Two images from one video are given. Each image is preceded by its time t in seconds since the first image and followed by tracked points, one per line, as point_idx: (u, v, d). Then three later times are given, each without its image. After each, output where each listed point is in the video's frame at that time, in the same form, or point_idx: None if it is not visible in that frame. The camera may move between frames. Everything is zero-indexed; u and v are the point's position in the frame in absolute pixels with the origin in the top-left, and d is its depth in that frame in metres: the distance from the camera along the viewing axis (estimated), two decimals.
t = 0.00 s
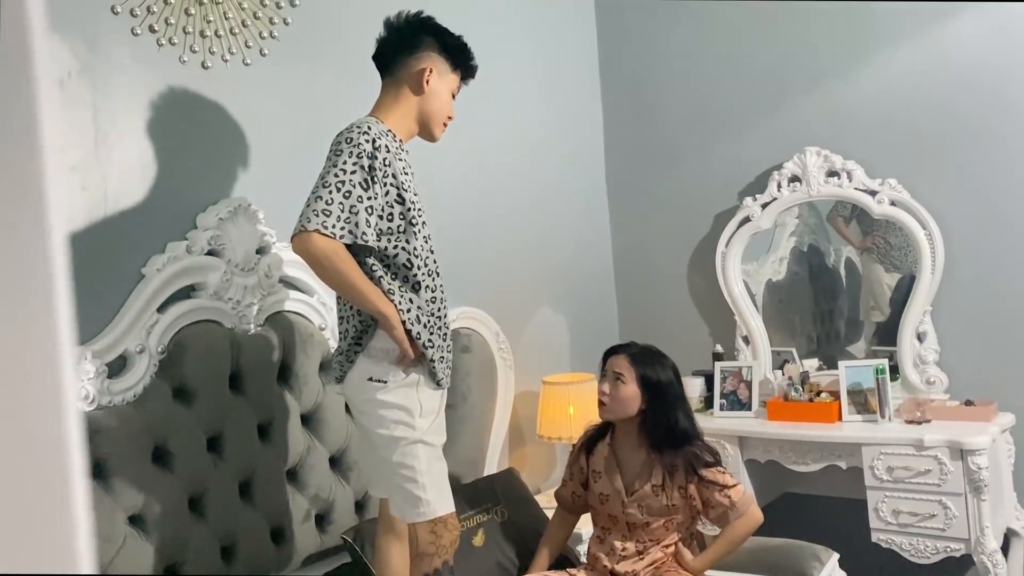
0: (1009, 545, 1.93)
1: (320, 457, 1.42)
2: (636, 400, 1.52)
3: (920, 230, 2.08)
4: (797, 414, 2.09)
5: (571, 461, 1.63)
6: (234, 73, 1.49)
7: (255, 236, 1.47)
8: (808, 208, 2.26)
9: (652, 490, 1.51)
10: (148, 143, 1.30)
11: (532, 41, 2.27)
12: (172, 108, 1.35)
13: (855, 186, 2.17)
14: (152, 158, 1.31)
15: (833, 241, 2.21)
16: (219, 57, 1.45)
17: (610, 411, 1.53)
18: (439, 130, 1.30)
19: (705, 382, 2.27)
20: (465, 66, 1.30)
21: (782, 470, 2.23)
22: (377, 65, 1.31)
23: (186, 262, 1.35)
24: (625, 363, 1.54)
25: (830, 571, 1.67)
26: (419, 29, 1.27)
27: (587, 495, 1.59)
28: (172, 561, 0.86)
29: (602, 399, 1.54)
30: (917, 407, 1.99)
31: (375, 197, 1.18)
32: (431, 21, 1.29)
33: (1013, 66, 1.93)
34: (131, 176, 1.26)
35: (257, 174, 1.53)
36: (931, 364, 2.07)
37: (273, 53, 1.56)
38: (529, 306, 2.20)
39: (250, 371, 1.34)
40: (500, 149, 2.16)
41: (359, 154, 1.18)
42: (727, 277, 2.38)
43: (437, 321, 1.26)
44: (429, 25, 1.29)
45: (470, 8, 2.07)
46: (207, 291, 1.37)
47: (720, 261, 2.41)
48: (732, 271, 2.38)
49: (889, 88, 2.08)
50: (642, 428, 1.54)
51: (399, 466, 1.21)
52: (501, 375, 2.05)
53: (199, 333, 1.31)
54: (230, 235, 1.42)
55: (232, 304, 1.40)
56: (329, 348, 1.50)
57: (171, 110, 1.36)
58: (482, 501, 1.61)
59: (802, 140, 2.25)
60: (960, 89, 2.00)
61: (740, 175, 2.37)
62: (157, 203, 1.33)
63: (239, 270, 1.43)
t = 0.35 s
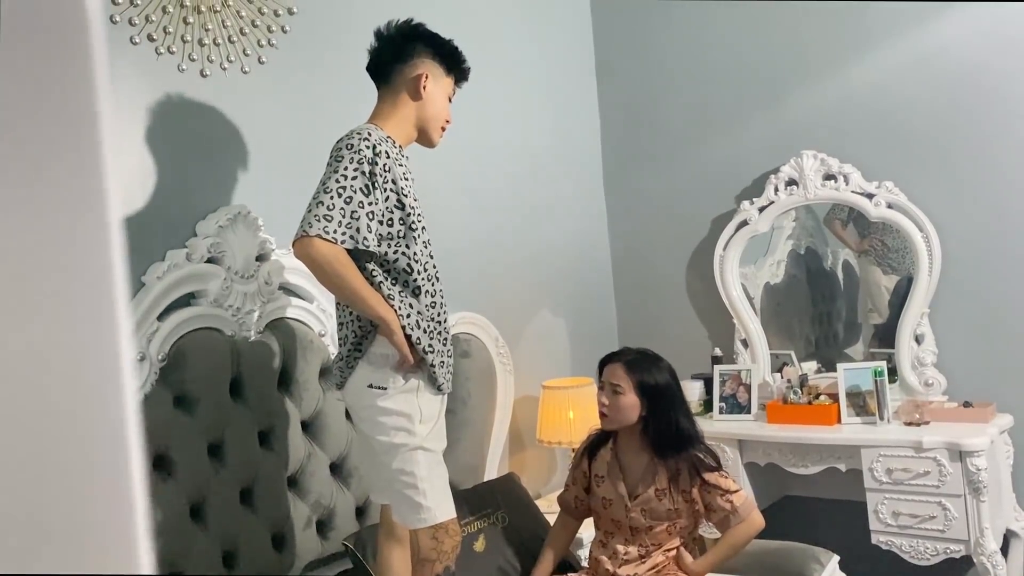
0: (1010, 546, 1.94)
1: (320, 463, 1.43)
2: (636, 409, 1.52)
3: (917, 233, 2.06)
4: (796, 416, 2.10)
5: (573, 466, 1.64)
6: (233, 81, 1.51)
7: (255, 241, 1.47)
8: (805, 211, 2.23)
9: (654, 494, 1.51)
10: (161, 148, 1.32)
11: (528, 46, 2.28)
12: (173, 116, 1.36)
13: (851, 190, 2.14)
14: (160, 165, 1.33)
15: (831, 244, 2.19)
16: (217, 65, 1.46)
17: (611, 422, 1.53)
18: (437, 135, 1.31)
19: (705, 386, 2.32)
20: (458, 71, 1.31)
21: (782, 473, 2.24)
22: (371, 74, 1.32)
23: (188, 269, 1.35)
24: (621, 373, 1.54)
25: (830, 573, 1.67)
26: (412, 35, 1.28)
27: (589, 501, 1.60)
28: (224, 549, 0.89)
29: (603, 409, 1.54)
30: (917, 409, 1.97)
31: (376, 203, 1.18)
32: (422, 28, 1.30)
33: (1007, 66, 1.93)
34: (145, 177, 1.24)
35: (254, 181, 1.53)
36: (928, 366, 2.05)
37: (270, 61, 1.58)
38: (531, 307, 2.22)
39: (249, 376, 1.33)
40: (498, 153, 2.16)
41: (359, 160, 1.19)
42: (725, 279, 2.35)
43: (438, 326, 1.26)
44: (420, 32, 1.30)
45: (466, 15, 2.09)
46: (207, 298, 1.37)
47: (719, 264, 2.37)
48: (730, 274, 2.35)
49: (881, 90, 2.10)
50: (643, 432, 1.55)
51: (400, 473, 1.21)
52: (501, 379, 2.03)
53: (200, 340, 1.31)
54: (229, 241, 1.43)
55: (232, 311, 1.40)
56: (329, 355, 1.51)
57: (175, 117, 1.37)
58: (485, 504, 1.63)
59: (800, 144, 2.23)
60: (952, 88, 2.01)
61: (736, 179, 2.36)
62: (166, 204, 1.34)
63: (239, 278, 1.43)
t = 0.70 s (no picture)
0: (1009, 544, 1.94)
1: (318, 468, 1.41)
2: (632, 411, 1.52)
3: (912, 230, 2.07)
4: (793, 417, 2.11)
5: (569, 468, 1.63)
6: (228, 85, 1.51)
7: (251, 247, 1.47)
8: (802, 210, 2.24)
9: (651, 494, 1.51)
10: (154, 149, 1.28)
11: (525, 49, 2.28)
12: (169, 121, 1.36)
13: (847, 189, 2.14)
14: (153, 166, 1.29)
15: (827, 244, 2.19)
16: (212, 70, 1.46)
17: (609, 423, 1.52)
18: (432, 137, 1.31)
19: (702, 387, 2.32)
20: (450, 71, 1.31)
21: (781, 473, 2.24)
22: (363, 77, 1.32)
23: (184, 273, 1.35)
24: (618, 376, 1.53)
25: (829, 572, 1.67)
26: (401, 38, 1.29)
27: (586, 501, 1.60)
28: (223, 553, 0.89)
29: (601, 412, 1.54)
30: (914, 408, 1.98)
31: (372, 205, 1.18)
32: (413, 30, 1.31)
33: (1001, 64, 1.93)
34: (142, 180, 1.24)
35: (250, 185, 1.53)
36: (925, 365, 2.06)
37: (264, 64, 1.58)
38: (529, 310, 2.22)
39: (246, 381, 1.34)
40: (494, 155, 2.16)
41: (356, 162, 1.18)
42: (721, 281, 2.36)
43: (435, 329, 1.26)
44: (413, 35, 1.30)
45: (461, 17, 2.09)
46: (204, 303, 1.36)
47: (715, 266, 2.37)
48: (727, 274, 2.35)
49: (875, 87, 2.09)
50: (640, 433, 1.54)
51: (396, 477, 1.21)
52: (498, 382, 2.03)
53: (195, 347, 1.28)
54: (226, 247, 1.43)
55: (229, 316, 1.40)
56: (326, 359, 1.51)
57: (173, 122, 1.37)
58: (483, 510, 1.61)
59: (793, 143, 2.25)
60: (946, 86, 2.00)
61: (733, 178, 2.36)
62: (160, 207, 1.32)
63: (235, 282, 1.43)
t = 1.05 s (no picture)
0: (1008, 541, 1.95)
1: (317, 471, 1.39)
2: (637, 405, 1.52)
3: (909, 228, 2.09)
4: (791, 415, 2.11)
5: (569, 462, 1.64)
6: (225, 88, 1.50)
7: (248, 249, 1.50)
8: (799, 210, 2.28)
9: (652, 493, 1.52)
10: (154, 153, 1.28)
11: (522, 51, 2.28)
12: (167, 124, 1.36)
13: (844, 188, 2.19)
14: (153, 170, 1.29)
15: (825, 243, 2.22)
16: (208, 73, 1.46)
17: (612, 412, 1.53)
18: (429, 140, 1.31)
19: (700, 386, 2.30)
20: (450, 77, 1.31)
21: (780, 472, 2.24)
22: (364, 78, 1.32)
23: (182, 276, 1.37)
24: (630, 365, 1.55)
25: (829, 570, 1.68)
26: (404, 40, 1.29)
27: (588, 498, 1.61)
28: (223, 556, 0.89)
29: (606, 401, 1.54)
30: (913, 405, 1.98)
31: (366, 208, 1.18)
32: (415, 33, 1.31)
33: (1001, 59, 1.91)
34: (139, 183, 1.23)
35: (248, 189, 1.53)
36: (924, 363, 2.07)
37: (262, 66, 1.58)
38: (526, 310, 2.20)
39: (246, 385, 1.30)
40: (491, 157, 2.16)
41: (350, 165, 1.19)
42: (718, 276, 2.39)
43: (431, 331, 1.26)
44: (414, 38, 1.31)
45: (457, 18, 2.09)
46: (202, 305, 1.38)
47: (713, 264, 2.41)
48: (724, 272, 2.39)
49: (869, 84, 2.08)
50: (644, 431, 1.54)
51: (395, 479, 1.21)
52: (497, 382, 2.04)
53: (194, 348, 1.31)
54: (224, 249, 1.45)
55: (226, 318, 1.41)
56: (325, 360, 1.51)
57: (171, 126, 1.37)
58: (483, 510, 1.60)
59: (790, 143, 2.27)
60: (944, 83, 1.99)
61: (731, 178, 2.39)
62: (156, 209, 1.30)
63: (233, 284, 1.46)
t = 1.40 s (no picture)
0: (1007, 537, 1.95)
1: (316, 471, 1.40)
2: (640, 400, 1.52)
3: (907, 225, 2.08)
4: (790, 412, 2.11)
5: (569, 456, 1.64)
6: (221, 88, 1.50)
7: (246, 250, 1.47)
8: (796, 207, 2.25)
9: (658, 489, 1.53)
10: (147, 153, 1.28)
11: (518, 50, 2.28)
12: (163, 126, 1.36)
13: (842, 185, 2.16)
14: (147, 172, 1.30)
15: (822, 240, 2.21)
16: (204, 74, 1.45)
17: (618, 415, 1.53)
18: (427, 140, 1.31)
19: (699, 385, 2.32)
20: (448, 78, 1.31)
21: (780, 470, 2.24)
22: (361, 78, 1.32)
23: (179, 278, 1.35)
24: (627, 366, 1.54)
25: (829, 567, 1.67)
26: (402, 40, 1.28)
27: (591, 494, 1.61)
28: (222, 556, 0.89)
29: (610, 402, 1.54)
30: (911, 403, 1.99)
31: (362, 209, 1.18)
32: (413, 33, 1.30)
33: (989, 63, 1.93)
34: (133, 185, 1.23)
35: (246, 191, 1.53)
36: (922, 359, 2.07)
37: (258, 66, 1.57)
38: (526, 308, 2.22)
39: (244, 385, 1.29)
40: (489, 157, 2.16)
41: (346, 166, 1.18)
42: (717, 276, 2.36)
43: (429, 332, 1.26)
44: (413, 37, 1.30)
45: (452, 18, 2.08)
46: (199, 307, 1.37)
47: (710, 263, 2.38)
48: (722, 270, 2.36)
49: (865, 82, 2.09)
50: (650, 429, 1.55)
51: (394, 479, 1.21)
52: (496, 383, 2.03)
53: (192, 349, 1.30)
54: (221, 251, 1.44)
55: (224, 320, 1.39)
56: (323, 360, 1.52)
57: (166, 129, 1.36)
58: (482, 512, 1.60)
59: (788, 139, 2.24)
60: (941, 81, 1.99)
61: (730, 173, 2.35)
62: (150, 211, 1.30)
63: (231, 286, 1.43)
